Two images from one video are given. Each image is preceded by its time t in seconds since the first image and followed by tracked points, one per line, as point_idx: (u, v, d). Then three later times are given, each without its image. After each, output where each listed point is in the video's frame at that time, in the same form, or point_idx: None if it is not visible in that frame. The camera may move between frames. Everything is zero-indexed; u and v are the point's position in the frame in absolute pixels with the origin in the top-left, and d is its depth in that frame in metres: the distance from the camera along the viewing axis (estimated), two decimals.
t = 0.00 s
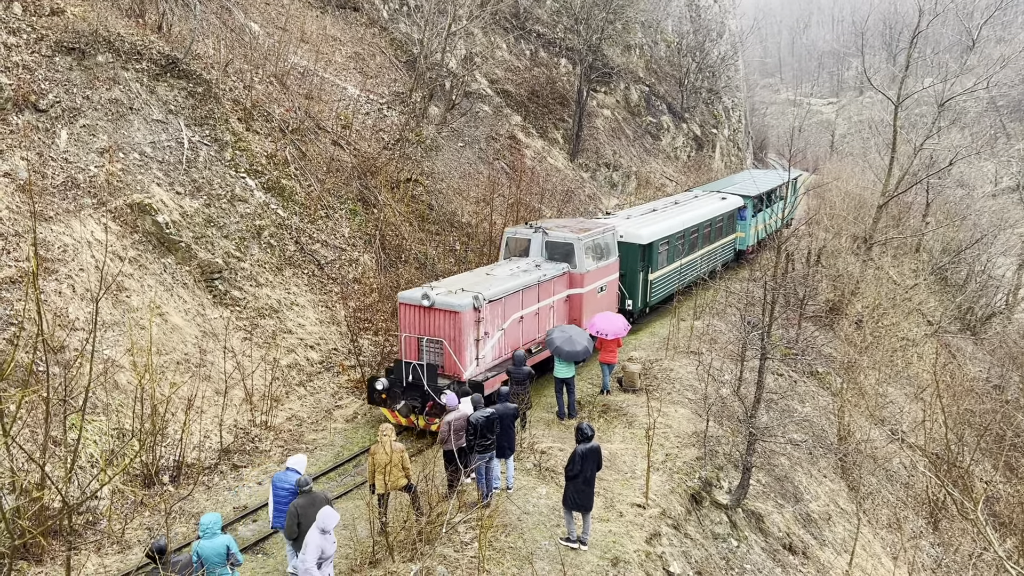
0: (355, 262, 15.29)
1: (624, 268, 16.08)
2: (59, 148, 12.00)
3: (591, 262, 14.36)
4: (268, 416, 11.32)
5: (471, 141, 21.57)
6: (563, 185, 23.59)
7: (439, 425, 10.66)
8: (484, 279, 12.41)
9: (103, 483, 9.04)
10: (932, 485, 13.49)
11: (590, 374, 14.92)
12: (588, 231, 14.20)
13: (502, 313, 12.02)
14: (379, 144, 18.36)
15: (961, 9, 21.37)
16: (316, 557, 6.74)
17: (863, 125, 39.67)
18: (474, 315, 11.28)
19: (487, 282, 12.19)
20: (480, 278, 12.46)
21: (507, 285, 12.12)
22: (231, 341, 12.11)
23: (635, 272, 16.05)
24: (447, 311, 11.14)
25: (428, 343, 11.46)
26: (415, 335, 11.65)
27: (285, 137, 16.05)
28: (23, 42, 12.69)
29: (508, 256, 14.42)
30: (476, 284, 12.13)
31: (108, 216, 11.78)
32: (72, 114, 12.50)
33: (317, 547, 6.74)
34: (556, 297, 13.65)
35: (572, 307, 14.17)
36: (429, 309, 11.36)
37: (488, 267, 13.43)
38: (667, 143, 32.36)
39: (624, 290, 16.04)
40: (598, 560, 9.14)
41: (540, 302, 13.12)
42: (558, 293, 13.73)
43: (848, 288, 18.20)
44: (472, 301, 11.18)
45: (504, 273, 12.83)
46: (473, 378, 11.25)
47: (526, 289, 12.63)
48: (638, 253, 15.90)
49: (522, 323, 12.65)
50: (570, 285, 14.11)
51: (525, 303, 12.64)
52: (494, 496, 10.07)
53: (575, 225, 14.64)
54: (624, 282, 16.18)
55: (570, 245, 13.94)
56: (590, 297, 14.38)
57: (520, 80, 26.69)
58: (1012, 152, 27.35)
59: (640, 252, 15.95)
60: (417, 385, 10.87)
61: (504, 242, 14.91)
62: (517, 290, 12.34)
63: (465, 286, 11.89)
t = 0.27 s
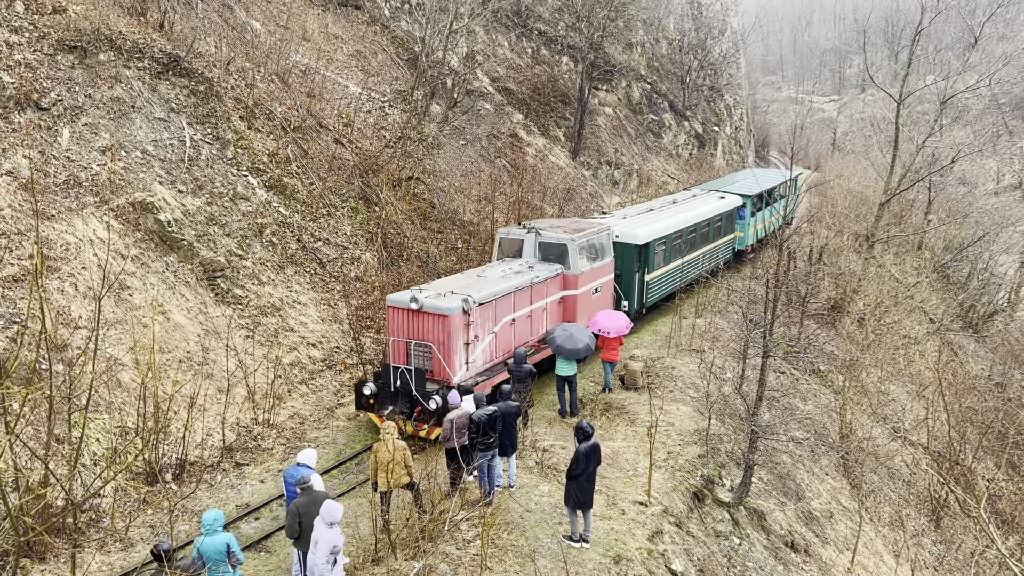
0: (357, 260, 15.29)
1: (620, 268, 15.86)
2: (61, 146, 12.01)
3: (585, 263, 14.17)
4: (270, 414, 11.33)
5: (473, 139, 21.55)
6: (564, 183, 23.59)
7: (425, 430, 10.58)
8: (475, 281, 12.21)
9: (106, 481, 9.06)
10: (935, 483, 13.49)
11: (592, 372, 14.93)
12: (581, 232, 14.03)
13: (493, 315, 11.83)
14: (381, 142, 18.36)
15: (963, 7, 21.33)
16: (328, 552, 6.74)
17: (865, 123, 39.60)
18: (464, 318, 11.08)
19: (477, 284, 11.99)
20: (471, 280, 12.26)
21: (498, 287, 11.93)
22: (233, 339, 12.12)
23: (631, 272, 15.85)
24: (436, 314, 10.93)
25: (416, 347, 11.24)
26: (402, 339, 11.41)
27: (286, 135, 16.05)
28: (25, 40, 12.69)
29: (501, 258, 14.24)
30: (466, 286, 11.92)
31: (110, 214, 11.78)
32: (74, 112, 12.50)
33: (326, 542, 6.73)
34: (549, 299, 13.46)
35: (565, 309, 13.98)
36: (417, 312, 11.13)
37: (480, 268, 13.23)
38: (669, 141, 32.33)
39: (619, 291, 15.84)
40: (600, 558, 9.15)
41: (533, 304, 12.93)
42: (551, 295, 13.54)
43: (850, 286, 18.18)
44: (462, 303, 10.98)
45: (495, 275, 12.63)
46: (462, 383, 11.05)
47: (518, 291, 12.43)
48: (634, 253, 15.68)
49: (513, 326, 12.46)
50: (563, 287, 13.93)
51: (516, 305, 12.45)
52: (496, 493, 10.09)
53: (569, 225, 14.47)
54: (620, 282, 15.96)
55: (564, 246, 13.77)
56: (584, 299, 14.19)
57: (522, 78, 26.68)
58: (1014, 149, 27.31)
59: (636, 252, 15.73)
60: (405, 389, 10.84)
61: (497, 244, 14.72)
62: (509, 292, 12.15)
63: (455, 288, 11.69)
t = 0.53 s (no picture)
0: (360, 257, 15.29)
1: (616, 268, 15.62)
2: (64, 144, 12.03)
3: (580, 263, 13.92)
4: (273, 411, 11.34)
5: (476, 136, 21.54)
6: (567, 181, 23.58)
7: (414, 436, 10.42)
8: (466, 282, 12.02)
9: (110, 478, 9.09)
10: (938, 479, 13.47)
11: (594, 369, 14.94)
12: (576, 231, 13.74)
13: (484, 317, 11.64)
14: (383, 140, 18.37)
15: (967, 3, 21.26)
16: (334, 543, 6.81)
17: (868, 120, 39.51)
18: (453, 321, 10.91)
19: (468, 285, 11.80)
20: (462, 281, 12.07)
21: (489, 289, 11.74)
22: (237, 337, 12.15)
23: (627, 272, 15.60)
24: (424, 317, 10.77)
25: (405, 350, 11.10)
26: (392, 342, 11.27)
27: (289, 132, 16.06)
28: (28, 38, 12.71)
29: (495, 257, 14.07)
30: (457, 287, 11.74)
31: (113, 212, 11.81)
32: (77, 110, 12.52)
33: (337, 535, 6.79)
34: (543, 300, 13.24)
35: (560, 310, 13.76)
36: (406, 315, 10.98)
37: (473, 269, 13.04)
38: (672, 138, 32.31)
39: (615, 291, 15.60)
40: (603, 554, 9.16)
41: (526, 305, 12.72)
42: (545, 295, 13.31)
43: (853, 283, 18.15)
44: (450, 306, 10.81)
45: (487, 275, 12.43)
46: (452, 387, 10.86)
47: (510, 292, 12.21)
48: (630, 253, 15.43)
49: (505, 328, 12.26)
50: (558, 287, 13.68)
51: (508, 307, 12.25)
52: (499, 490, 10.10)
53: (565, 224, 14.20)
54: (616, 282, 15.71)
55: (558, 246, 13.51)
56: (580, 299, 13.94)
57: (524, 74, 26.66)
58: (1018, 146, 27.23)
59: (632, 252, 15.47)
60: (393, 394, 10.63)
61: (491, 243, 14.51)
62: (500, 293, 11.95)
63: (445, 290, 11.52)
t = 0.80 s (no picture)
0: (362, 254, 15.29)
1: (612, 268, 15.49)
2: (67, 141, 12.04)
3: (575, 263, 13.71)
4: (276, 408, 11.36)
5: (477, 133, 21.52)
6: (569, 177, 23.57)
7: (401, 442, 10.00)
8: (457, 284, 11.80)
9: (115, 475, 9.11)
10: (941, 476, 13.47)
11: (597, 365, 14.94)
12: (571, 231, 13.57)
13: (475, 320, 11.42)
14: (385, 136, 18.36)
15: None
16: (343, 537, 6.92)
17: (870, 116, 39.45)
18: (443, 323, 10.68)
19: (459, 287, 11.58)
20: (453, 283, 11.85)
21: (481, 291, 11.51)
22: (239, 333, 12.15)
23: (624, 272, 15.50)
24: (413, 319, 10.53)
25: (394, 353, 10.86)
26: (380, 345, 11.02)
27: (291, 129, 16.05)
28: (30, 35, 12.70)
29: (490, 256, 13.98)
30: (447, 289, 11.51)
31: (116, 208, 11.82)
32: (79, 107, 12.52)
33: (345, 526, 6.93)
34: (536, 301, 13.03)
35: (555, 310, 13.56)
36: (395, 317, 10.74)
37: (464, 269, 12.83)
38: (674, 134, 32.28)
39: (610, 290, 15.50)
40: (606, 550, 9.17)
41: (519, 307, 12.52)
42: (538, 296, 13.10)
43: (856, 279, 18.13)
44: (440, 308, 10.58)
45: (478, 276, 12.22)
46: (442, 391, 10.63)
47: (502, 294, 12.00)
48: (626, 252, 15.30)
49: (497, 330, 12.04)
50: (552, 288, 13.49)
51: (500, 309, 12.02)
52: (502, 486, 10.12)
53: (560, 223, 14.02)
54: (612, 282, 15.59)
55: (553, 246, 13.32)
56: (575, 300, 13.74)
57: (526, 71, 26.63)
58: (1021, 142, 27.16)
59: (627, 251, 15.33)
60: (381, 398, 10.24)
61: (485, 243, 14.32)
62: (491, 295, 11.73)
63: (435, 291, 11.29)
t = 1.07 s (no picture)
0: (364, 250, 15.29)
1: (608, 265, 15.20)
2: (69, 137, 12.04)
3: (569, 262, 13.49)
4: (279, 404, 11.37)
5: (479, 128, 21.50)
6: (570, 173, 23.54)
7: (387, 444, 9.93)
8: (446, 284, 11.61)
9: (118, 471, 9.14)
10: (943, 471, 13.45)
11: (599, 361, 14.94)
12: (565, 230, 13.31)
13: (464, 322, 11.25)
14: (387, 132, 18.35)
15: None
16: (345, 532, 6.99)
17: (872, 112, 39.37)
18: (431, 326, 10.51)
19: (449, 288, 11.39)
20: (443, 283, 11.65)
21: (470, 292, 11.33)
22: (242, 329, 12.16)
23: (619, 270, 15.18)
24: (400, 322, 10.35)
25: (381, 356, 10.70)
26: (368, 347, 10.85)
27: (293, 125, 16.04)
28: (31, 31, 12.69)
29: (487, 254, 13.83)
30: (436, 290, 11.33)
31: (118, 205, 11.83)
32: (81, 103, 12.52)
33: (348, 520, 7.04)
34: (528, 301, 12.85)
35: (548, 311, 13.37)
36: (382, 319, 10.55)
37: (456, 269, 12.63)
38: (676, 130, 32.23)
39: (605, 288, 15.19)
40: (608, 546, 9.19)
41: (510, 308, 12.35)
42: (531, 297, 12.93)
43: (858, 275, 18.12)
44: (427, 311, 10.40)
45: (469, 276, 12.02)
46: (429, 395, 10.55)
47: (493, 295, 11.83)
48: (622, 249, 15.01)
49: (487, 331, 11.88)
50: (545, 288, 13.29)
51: (491, 310, 11.85)
52: (504, 482, 10.14)
53: (554, 221, 13.75)
54: (607, 280, 15.28)
55: (546, 245, 13.08)
56: (569, 299, 13.54)
57: (528, 66, 26.59)
58: None
59: (622, 249, 15.02)
60: (367, 401, 10.20)
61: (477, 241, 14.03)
62: (481, 296, 11.55)
63: (424, 292, 11.10)
